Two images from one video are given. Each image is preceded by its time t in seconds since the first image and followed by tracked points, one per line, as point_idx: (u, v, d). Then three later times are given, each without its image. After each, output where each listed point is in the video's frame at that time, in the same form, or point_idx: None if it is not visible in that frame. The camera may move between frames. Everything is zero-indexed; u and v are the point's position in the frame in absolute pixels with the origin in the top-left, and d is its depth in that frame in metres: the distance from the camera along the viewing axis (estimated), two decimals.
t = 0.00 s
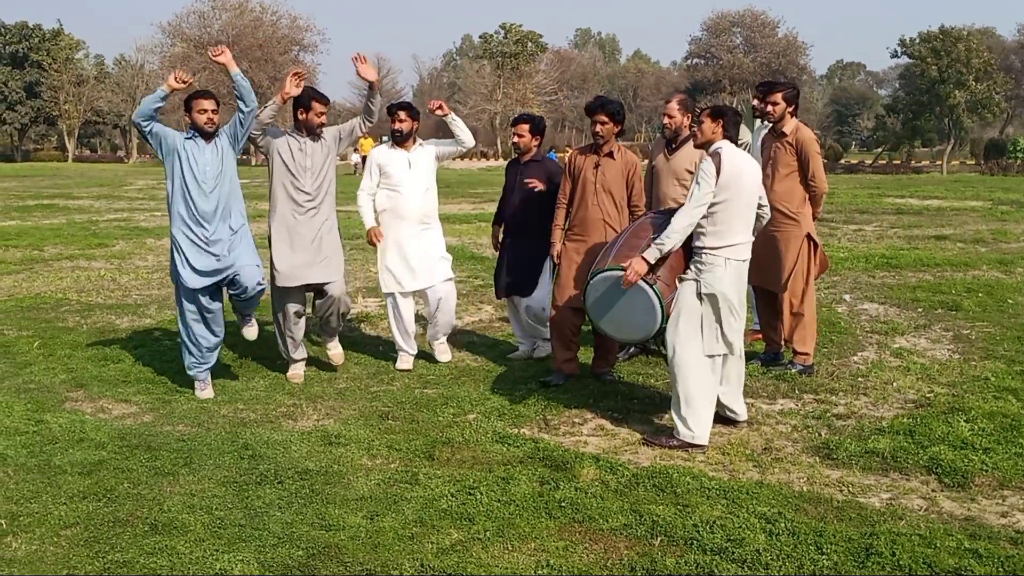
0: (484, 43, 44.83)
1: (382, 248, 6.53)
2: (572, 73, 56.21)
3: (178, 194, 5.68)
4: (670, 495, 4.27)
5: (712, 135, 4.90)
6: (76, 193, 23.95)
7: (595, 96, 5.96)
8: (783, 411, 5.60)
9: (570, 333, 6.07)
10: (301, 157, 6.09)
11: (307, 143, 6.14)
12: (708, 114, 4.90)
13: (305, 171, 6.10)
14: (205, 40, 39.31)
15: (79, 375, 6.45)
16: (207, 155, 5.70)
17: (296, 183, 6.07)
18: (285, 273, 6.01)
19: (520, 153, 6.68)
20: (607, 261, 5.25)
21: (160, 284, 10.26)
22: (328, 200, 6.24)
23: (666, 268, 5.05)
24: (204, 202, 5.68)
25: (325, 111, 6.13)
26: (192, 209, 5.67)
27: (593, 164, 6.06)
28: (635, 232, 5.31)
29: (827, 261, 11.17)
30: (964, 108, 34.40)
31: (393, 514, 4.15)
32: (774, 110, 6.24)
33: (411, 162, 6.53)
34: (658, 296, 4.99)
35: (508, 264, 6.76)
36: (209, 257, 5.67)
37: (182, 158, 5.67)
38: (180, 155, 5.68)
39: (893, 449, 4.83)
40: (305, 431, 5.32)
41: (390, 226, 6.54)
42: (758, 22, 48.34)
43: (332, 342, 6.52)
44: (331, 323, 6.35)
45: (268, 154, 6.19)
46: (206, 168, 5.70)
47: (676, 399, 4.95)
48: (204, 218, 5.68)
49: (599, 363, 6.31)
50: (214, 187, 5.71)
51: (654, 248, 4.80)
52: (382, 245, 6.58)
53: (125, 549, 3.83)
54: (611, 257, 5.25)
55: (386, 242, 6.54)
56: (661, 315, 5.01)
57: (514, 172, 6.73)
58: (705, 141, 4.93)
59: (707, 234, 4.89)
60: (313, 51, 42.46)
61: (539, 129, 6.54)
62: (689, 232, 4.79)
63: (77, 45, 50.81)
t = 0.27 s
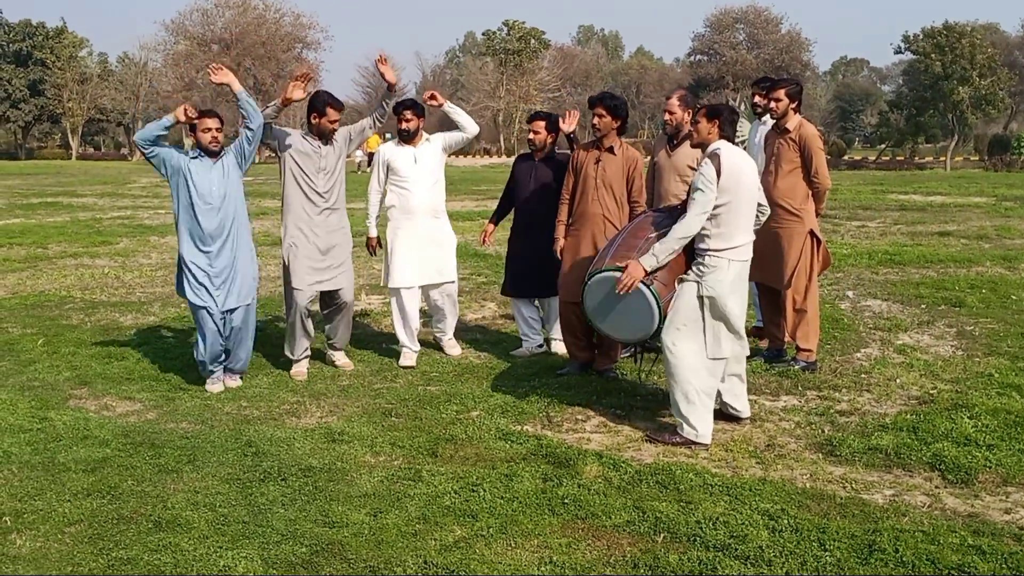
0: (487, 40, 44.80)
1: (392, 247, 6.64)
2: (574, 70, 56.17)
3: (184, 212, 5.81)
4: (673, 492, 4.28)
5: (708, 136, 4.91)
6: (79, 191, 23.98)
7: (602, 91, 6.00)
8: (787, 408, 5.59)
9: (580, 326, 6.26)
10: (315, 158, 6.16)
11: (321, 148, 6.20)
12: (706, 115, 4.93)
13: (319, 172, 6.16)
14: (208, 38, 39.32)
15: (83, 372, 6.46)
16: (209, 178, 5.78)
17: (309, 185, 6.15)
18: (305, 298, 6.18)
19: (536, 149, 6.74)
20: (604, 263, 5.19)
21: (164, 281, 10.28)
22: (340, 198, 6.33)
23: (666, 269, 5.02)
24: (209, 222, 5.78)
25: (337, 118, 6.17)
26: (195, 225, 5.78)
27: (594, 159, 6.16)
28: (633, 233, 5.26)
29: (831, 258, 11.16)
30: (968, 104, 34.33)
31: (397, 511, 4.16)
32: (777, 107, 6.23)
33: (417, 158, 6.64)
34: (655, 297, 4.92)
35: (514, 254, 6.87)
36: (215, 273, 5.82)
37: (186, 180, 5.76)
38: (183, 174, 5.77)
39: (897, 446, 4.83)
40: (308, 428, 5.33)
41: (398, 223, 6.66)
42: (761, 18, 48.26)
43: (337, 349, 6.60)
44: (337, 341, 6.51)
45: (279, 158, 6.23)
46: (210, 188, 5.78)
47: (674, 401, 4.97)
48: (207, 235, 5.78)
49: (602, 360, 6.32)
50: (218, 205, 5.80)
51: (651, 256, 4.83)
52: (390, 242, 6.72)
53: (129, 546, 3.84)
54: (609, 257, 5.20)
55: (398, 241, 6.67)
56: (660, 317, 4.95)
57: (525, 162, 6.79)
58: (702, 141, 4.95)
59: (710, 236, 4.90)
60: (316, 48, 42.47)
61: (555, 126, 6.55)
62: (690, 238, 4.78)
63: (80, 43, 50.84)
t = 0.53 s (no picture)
0: (486, 37, 44.78)
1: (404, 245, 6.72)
2: (574, 67, 56.12)
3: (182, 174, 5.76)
4: (673, 488, 4.28)
5: (701, 121, 4.96)
6: (79, 189, 23.97)
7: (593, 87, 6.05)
8: (786, 404, 5.59)
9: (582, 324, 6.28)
10: (324, 144, 6.16)
11: (332, 134, 6.18)
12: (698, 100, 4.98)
13: (328, 158, 6.16)
14: (207, 35, 39.28)
15: (82, 370, 6.46)
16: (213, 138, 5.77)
17: (319, 171, 6.15)
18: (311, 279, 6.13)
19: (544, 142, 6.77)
20: (596, 253, 5.24)
21: (163, 279, 10.28)
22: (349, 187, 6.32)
23: (658, 258, 5.03)
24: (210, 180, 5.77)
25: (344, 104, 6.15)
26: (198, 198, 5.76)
27: (584, 156, 6.17)
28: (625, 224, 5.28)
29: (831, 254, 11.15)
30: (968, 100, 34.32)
31: (397, 508, 4.16)
32: (775, 103, 6.25)
33: (429, 159, 6.71)
34: (645, 289, 4.96)
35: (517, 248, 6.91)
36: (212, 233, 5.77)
37: (188, 135, 5.72)
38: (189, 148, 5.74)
39: (896, 442, 4.83)
40: (308, 426, 5.33)
41: (412, 223, 6.74)
42: (761, 15, 48.25)
43: (336, 348, 6.58)
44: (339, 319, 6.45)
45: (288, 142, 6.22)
46: (213, 147, 5.77)
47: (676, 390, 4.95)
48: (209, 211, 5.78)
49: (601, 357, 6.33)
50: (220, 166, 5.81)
51: (637, 245, 4.86)
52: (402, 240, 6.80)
53: (130, 544, 3.84)
54: (602, 247, 5.25)
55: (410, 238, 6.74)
56: (649, 308, 4.99)
57: (530, 157, 6.88)
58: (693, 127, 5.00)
59: (694, 223, 4.87)
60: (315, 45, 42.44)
61: (561, 118, 6.59)
62: (676, 227, 4.78)
63: (79, 41, 50.81)
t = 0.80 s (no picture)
0: (485, 35, 44.75)
1: (413, 242, 6.77)
2: (573, 65, 56.09)
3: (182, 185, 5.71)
4: (673, 487, 4.28)
5: (695, 123, 4.89)
6: (78, 188, 23.97)
7: (581, 88, 6.05)
8: (786, 403, 5.60)
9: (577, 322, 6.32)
10: (325, 152, 6.15)
11: (333, 143, 6.17)
12: (692, 104, 4.89)
13: (330, 167, 6.16)
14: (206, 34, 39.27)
15: (82, 369, 6.46)
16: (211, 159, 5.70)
17: (320, 177, 6.15)
18: (316, 272, 6.06)
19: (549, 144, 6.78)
20: (588, 252, 5.27)
21: (163, 278, 10.27)
22: (353, 190, 6.31)
23: (649, 265, 5.11)
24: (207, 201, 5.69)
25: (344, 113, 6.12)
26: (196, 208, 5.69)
27: (575, 158, 6.19)
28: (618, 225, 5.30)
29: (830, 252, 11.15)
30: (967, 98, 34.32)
31: (396, 507, 4.16)
32: (773, 100, 6.28)
33: (437, 159, 6.74)
34: (634, 292, 5.02)
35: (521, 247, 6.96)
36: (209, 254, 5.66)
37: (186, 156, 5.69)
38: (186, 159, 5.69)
39: (896, 440, 4.83)
40: (308, 424, 5.33)
41: (422, 221, 6.78)
42: (760, 13, 48.24)
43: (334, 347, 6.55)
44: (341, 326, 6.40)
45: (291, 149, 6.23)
46: (210, 168, 5.70)
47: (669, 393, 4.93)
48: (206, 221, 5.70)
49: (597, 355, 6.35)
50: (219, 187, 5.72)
51: (629, 251, 4.84)
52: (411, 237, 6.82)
53: (129, 543, 3.84)
54: (594, 248, 5.25)
55: (417, 234, 6.77)
56: (638, 311, 5.05)
57: (532, 156, 6.88)
58: (689, 130, 4.93)
59: (688, 228, 4.85)
60: (314, 44, 42.40)
61: (563, 123, 6.63)
62: (667, 231, 4.75)
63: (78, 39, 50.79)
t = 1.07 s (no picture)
0: (487, 36, 44.76)
1: (416, 242, 6.77)
2: (575, 65, 56.08)
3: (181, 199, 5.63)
4: (675, 487, 4.28)
5: (695, 128, 4.90)
6: (80, 189, 23.99)
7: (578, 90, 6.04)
8: (787, 403, 5.60)
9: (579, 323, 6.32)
10: (325, 159, 6.07)
11: (332, 150, 6.10)
12: (692, 106, 4.90)
13: (330, 173, 6.09)
14: (208, 35, 39.30)
15: (84, 370, 6.47)
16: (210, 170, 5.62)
17: (321, 185, 6.08)
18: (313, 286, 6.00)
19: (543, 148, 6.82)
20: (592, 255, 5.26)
21: (165, 279, 10.28)
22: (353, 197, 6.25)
23: (654, 265, 5.05)
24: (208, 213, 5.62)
25: (342, 119, 5.98)
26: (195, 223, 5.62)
27: (574, 159, 6.19)
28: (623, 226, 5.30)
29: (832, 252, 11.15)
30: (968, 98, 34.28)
31: (398, 508, 4.16)
32: (775, 101, 6.22)
33: (440, 159, 6.75)
34: (636, 295, 4.99)
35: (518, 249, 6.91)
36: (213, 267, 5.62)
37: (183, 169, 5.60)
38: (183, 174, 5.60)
39: (898, 440, 4.83)
40: (310, 425, 5.33)
41: (425, 222, 6.79)
42: (762, 13, 48.24)
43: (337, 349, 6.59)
44: (343, 327, 6.48)
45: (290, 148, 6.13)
46: (210, 179, 5.63)
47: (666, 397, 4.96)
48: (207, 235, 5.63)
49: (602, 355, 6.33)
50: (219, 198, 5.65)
51: (630, 252, 4.85)
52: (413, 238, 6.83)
53: (132, 544, 3.85)
54: (596, 252, 5.24)
55: (421, 235, 6.78)
56: (640, 312, 5.02)
57: (530, 159, 6.87)
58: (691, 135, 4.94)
59: (695, 232, 4.84)
60: (315, 45, 42.43)
61: (559, 124, 6.72)
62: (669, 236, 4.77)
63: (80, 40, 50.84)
